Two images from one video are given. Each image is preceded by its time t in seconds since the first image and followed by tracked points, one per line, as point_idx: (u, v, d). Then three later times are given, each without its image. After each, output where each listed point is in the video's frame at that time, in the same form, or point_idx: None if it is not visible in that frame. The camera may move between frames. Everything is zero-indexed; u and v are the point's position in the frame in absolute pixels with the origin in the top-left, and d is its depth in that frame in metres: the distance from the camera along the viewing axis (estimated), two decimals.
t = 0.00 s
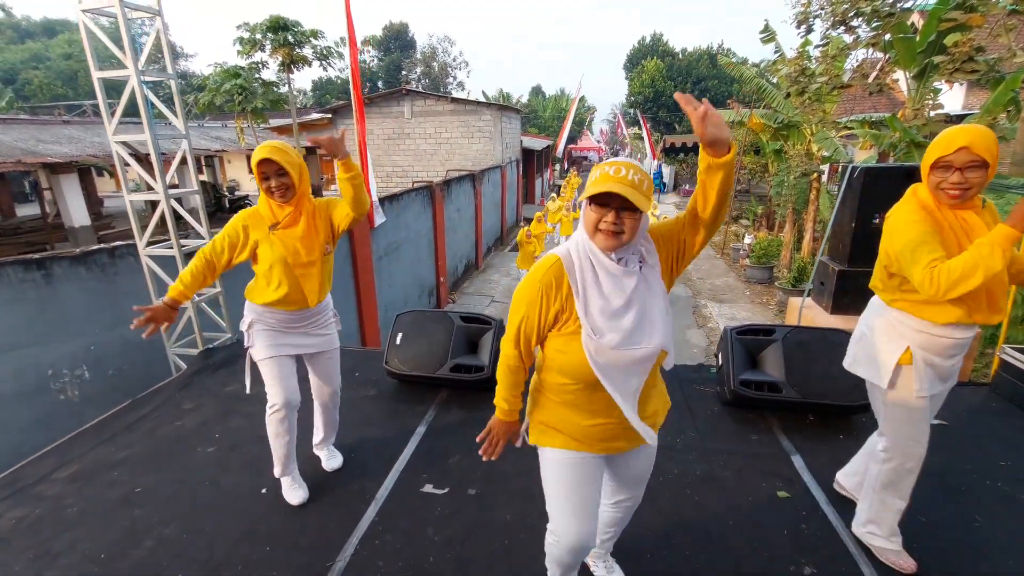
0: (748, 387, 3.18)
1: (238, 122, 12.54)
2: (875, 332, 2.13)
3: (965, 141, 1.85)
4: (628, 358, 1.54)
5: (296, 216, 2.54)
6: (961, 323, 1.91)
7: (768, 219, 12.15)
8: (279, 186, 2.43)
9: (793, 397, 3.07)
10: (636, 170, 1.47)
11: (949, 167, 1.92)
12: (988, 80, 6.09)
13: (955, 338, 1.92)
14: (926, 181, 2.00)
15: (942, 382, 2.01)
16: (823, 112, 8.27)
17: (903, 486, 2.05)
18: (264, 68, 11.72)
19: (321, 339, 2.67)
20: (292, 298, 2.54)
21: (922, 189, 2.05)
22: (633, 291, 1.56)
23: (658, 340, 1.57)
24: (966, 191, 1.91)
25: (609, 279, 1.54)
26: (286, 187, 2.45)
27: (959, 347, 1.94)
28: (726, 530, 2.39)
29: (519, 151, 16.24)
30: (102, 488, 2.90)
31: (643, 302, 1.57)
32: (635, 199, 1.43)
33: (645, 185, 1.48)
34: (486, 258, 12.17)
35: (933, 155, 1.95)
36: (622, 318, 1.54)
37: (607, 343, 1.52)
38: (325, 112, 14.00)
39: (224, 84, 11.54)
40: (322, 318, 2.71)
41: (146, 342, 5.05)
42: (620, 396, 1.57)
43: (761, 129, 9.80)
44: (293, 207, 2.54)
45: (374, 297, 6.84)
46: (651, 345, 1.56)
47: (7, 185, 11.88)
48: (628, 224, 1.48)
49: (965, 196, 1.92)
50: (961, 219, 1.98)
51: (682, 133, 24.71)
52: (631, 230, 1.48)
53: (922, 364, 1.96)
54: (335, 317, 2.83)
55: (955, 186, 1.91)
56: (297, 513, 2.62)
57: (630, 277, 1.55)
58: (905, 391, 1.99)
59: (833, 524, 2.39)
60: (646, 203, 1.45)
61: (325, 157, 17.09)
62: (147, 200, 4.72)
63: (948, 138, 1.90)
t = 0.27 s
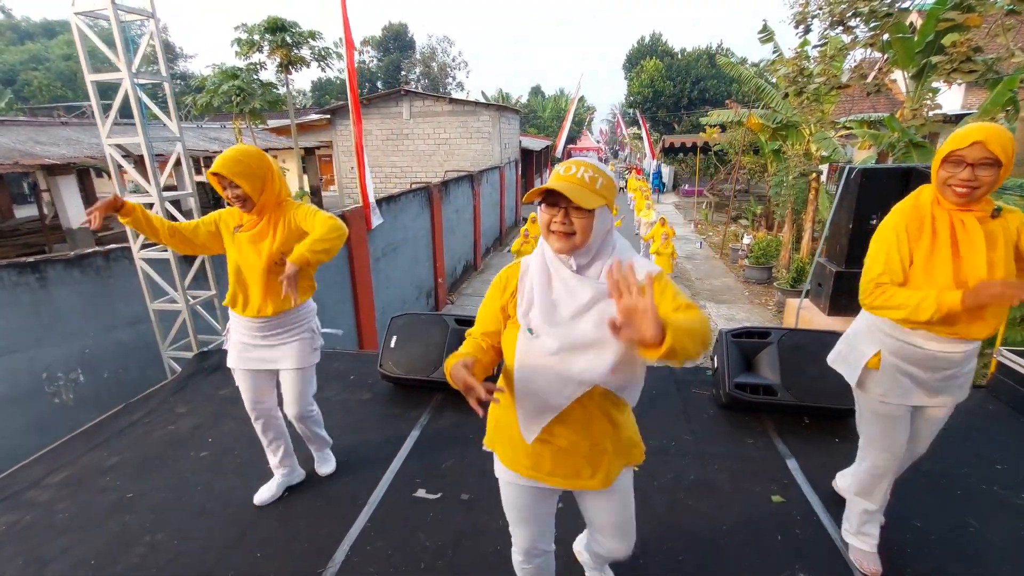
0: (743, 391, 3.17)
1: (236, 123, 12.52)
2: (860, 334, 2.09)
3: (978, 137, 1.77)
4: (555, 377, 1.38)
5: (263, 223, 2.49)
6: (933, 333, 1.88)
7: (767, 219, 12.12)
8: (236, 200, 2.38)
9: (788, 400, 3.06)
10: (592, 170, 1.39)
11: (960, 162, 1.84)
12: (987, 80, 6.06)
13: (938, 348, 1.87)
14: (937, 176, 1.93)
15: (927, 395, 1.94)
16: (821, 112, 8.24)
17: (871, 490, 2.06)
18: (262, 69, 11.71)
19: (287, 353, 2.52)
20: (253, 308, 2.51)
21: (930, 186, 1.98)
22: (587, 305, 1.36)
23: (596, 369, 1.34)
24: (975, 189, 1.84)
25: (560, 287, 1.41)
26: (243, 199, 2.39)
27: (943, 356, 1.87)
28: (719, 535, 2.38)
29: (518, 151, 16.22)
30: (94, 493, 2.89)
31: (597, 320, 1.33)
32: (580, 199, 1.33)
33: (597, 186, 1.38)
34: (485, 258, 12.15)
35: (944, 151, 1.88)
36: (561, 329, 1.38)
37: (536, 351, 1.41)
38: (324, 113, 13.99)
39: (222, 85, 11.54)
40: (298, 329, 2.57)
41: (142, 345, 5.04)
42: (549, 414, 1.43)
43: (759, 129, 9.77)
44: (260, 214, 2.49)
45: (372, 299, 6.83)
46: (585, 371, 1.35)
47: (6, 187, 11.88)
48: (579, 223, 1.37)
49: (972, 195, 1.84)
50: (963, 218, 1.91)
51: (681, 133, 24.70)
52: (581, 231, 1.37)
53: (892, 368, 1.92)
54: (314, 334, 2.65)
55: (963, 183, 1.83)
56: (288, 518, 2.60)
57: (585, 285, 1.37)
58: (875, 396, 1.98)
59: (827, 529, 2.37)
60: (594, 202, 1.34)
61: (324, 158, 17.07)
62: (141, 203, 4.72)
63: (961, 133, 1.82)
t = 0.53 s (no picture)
0: (737, 392, 3.16)
1: (234, 126, 12.54)
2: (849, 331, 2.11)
3: (992, 140, 1.74)
4: (491, 380, 1.41)
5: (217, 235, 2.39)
6: (909, 334, 1.87)
7: (766, 219, 12.10)
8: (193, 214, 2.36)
9: (782, 401, 3.05)
10: (556, 167, 1.37)
11: (970, 165, 1.78)
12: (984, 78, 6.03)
13: (919, 356, 1.85)
14: (941, 178, 1.87)
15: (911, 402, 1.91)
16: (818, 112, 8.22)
17: (858, 495, 2.05)
18: (259, 70, 11.72)
19: (242, 350, 2.40)
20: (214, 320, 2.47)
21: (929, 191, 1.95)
22: (535, 316, 1.38)
23: (525, 385, 1.36)
24: (979, 194, 1.78)
25: (514, 292, 1.41)
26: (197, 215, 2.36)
27: (927, 365, 1.85)
28: (711, 538, 2.36)
29: (517, 152, 16.21)
30: (86, 497, 2.89)
31: (541, 333, 1.36)
32: (533, 196, 1.31)
33: (560, 185, 1.36)
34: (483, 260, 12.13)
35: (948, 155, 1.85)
36: (505, 334, 1.39)
37: (478, 350, 1.43)
38: (322, 114, 13.98)
39: (219, 87, 11.55)
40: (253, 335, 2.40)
41: (137, 348, 5.03)
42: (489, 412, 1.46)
43: (757, 129, 9.75)
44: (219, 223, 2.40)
45: (369, 300, 6.82)
46: (516, 385, 1.36)
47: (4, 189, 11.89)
48: (537, 221, 1.35)
49: (976, 200, 1.79)
50: (955, 221, 1.84)
51: (680, 133, 24.67)
52: (540, 229, 1.34)
53: (871, 370, 1.94)
54: (275, 347, 2.41)
55: (969, 185, 1.77)
56: (279, 521, 2.60)
57: (539, 294, 1.38)
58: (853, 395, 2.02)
59: (818, 531, 2.36)
60: (551, 200, 1.32)
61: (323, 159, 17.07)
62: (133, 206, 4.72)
63: (969, 136, 1.79)
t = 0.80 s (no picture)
0: (729, 392, 3.17)
1: (231, 128, 12.59)
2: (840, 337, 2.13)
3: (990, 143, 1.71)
4: (464, 406, 1.42)
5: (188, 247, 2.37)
6: (906, 341, 1.86)
7: (764, 218, 12.09)
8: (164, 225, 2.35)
9: (772, 401, 3.05)
10: (528, 190, 1.37)
11: (970, 169, 1.75)
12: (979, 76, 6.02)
13: (916, 359, 1.85)
14: (938, 185, 1.84)
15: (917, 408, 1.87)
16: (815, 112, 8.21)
17: (851, 498, 2.05)
18: (256, 73, 11.73)
19: (219, 370, 2.36)
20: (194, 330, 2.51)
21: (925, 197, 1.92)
22: (502, 341, 1.38)
23: (499, 409, 1.36)
24: (976, 200, 1.75)
25: (479, 316, 1.41)
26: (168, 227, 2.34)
27: (925, 370, 1.84)
28: (701, 538, 2.37)
29: (514, 153, 16.22)
30: (79, 501, 2.89)
31: (510, 357, 1.37)
32: (500, 214, 1.31)
33: (530, 209, 1.36)
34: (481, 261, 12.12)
35: (941, 160, 1.82)
36: (474, 359, 1.40)
37: (447, 376, 1.43)
38: (319, 116, 13.99)
39: (216, 90, 11.58)
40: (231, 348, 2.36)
41: (132, 351, 5.04)
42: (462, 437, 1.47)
43: (753, 128, 9.74)
44: (191, 233, 2.37)
45: (365, 302, 6.82)
46: (489, 410, 1.38)
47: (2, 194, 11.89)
48: (502, 242, 1.34)
49: (975, 205, 1.76)
50: (951, 227, 1.81)
51: (678, 132, 24.66)
52: (505, 250, 1.33)
53: (862, 374, 1.95)
54: (253, 364, 2.36)
55: (971, 189, 1.74)
56: (270, 524, 2.60)
57: (504, 319, 1.38)
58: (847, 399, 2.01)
59: (808, 531, 2.37)
60: (519, 223, 1.32)
61: (321, 161, 17.07)
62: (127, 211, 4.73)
63: (963, 139, 1.76)
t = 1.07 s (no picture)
0: (720, 392, 3.18)
1: (228, 131, 12.60)
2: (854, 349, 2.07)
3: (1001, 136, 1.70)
4: (486, 440, 1.22)
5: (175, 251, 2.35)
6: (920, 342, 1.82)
7: (761, 217, 12.09)
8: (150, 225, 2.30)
9: (762, 400, 3.06)
10: (525, 206, 1.22)
11: (984, 161, 1.74)
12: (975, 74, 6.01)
13: (934, 360, 1.82)
14: (951, 179, 1.81)
15: (931, 412, 1.84)
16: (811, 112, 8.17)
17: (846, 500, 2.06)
18: (252, 75, 11.74)
19: (213, 385, 2.29)
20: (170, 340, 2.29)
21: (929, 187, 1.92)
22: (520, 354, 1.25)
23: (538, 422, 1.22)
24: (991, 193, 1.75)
25: (488, 333, 1.23)
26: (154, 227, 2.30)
27: (939, 370, 1.81)
28: (690, 537, 2.37)
29: (511, 154, 16.23)
30: (71, 504, 2.90)
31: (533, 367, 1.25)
32: (490, 234, 1.16)
33: (529, 226, 1.21)
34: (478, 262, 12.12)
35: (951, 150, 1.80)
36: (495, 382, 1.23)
37: (464, 412, 1.22)
38: (316, 118, 13.99)
39: (213, 93, 11.60)
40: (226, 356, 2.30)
41: (127, 354, 5.04)
42: (487, 478, 1.26)
43: (749, 128, 9.75)
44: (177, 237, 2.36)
45: (361, 304, 6.82)
46: (524, 430, 1.22)
47: None
48: (496, 263, 1.18)
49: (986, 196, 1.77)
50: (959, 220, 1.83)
51: (675, 133, 24.68)
52: (500, 271, 1.18)
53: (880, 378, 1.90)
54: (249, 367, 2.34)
55: (987, 182, 1.74)
56: (263, 524, 2.61)
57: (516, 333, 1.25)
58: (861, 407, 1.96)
59: (797, 530, 2.37)
60: (511, 243, 1.18)
61: (319, 163, 17.08)
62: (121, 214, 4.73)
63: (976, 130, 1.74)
